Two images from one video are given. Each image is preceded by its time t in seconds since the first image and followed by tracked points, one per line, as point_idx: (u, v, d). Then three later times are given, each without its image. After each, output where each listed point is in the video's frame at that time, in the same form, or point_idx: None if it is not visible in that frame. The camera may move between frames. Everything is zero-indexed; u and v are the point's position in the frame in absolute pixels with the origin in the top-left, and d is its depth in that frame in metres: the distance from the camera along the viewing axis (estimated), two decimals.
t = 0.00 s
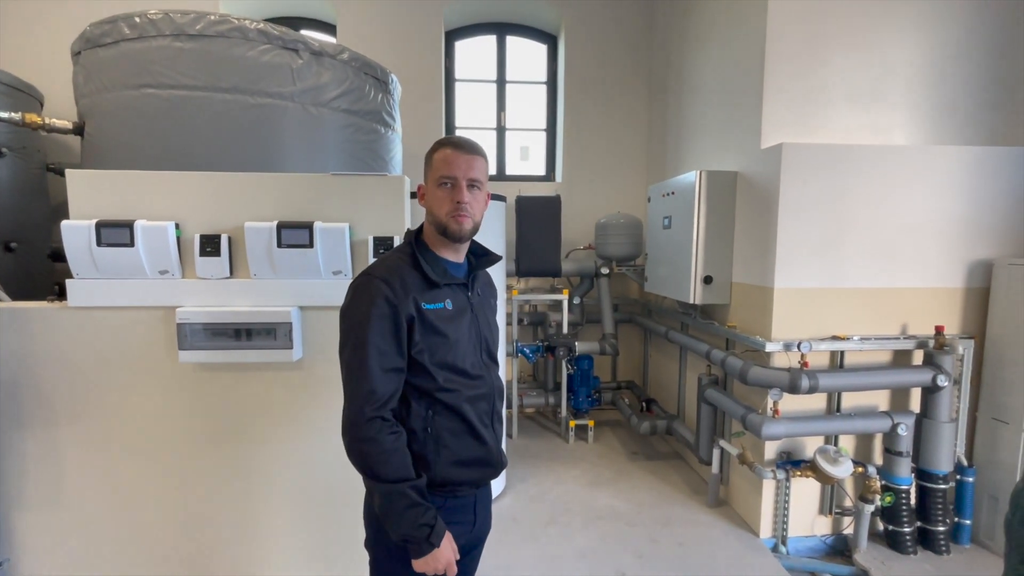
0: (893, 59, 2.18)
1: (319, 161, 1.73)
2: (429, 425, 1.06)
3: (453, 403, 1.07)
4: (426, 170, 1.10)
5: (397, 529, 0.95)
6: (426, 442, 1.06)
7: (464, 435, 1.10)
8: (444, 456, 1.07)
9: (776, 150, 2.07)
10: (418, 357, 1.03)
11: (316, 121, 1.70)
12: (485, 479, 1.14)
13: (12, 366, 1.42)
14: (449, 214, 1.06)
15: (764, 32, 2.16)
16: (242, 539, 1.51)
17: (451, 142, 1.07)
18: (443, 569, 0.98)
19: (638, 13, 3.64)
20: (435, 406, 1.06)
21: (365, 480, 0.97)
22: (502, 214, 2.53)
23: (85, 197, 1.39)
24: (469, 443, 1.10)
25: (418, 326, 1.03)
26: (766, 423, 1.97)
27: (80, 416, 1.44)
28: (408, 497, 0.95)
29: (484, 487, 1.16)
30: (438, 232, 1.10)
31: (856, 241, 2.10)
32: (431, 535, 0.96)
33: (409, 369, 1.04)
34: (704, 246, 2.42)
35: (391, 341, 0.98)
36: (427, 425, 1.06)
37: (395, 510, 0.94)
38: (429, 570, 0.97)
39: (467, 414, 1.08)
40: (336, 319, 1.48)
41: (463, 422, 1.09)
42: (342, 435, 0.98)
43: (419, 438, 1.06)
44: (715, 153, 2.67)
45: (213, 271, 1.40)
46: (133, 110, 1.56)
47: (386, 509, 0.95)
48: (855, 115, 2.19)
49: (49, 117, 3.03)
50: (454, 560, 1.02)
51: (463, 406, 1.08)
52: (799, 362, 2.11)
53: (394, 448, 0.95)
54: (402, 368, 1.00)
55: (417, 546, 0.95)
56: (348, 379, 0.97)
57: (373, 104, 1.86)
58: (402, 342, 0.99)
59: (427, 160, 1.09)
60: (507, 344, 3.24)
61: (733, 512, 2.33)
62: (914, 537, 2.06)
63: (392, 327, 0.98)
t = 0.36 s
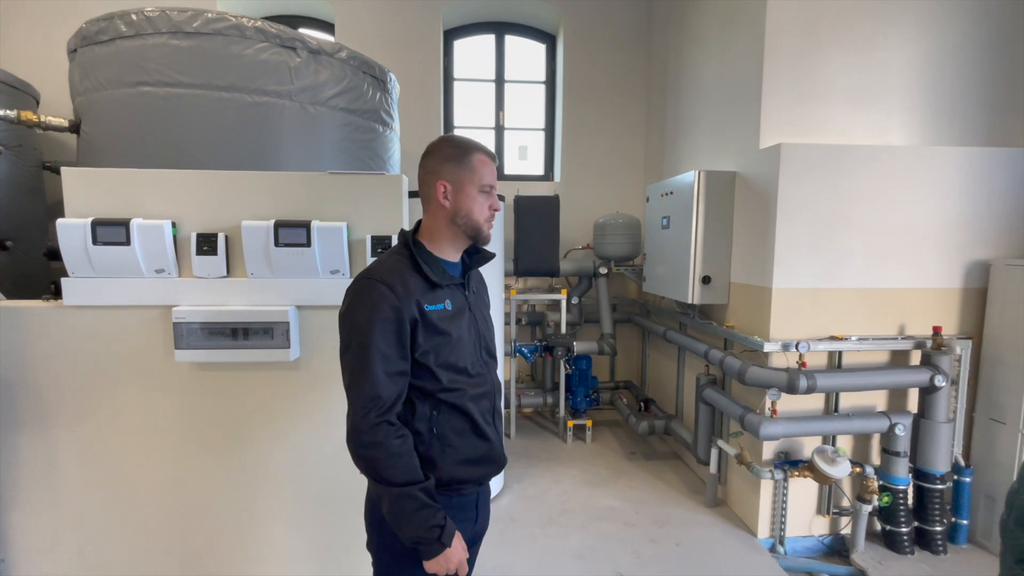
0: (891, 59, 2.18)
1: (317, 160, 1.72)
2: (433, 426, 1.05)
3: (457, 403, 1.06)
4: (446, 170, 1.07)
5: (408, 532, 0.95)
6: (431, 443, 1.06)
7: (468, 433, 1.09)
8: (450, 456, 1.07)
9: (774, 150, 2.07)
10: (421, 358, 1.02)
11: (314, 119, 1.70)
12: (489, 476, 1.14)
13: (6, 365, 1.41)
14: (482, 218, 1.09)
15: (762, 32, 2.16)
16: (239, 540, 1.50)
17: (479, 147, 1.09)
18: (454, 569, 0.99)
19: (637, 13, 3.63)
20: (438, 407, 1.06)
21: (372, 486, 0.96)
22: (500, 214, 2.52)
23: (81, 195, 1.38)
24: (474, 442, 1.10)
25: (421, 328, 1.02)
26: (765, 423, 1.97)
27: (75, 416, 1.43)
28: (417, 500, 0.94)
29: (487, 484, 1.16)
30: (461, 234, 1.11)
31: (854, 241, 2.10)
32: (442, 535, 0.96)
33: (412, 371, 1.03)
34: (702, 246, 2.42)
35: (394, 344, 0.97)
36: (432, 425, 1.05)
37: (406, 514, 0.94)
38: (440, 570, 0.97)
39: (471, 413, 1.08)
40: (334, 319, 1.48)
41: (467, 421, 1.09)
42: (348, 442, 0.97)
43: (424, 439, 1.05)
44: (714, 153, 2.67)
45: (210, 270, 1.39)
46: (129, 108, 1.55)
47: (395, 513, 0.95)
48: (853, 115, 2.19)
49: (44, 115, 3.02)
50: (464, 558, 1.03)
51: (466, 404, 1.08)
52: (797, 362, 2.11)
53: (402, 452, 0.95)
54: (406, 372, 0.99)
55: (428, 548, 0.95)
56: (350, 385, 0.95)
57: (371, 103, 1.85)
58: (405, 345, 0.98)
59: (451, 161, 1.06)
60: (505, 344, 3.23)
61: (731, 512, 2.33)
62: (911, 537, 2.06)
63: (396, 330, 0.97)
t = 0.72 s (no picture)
0: (887, 60, 2.19)
1: (312, 159, 1.71)
2: (447, 424, 1.05)
3: (469, 400, 1.06)
4: (469, 174, 1.07)
5: (428, 529, 0.94)
6: (445, 440, 1.05)
7: (479, 428, 1.09)
8: (463, 452, 1.07)
9: (770, 150, 2.07)
10: (437, 359, 1.02)
11: (309, 118, 1.68)
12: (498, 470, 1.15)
13: None
14: (497, 224, 1.13)
15: (759, 33, 2.16)
16: (235, 541, 1.49)
17: (496, 154, 1.11)
18: (472, 561, 0.99)
19: (633, 13, 3.63)
20: (452, 404, 1.05)
21: (392, 486, 0.96)
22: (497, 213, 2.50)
23: (73, 193, 1.36)
24: (485, 437, 1.10)
25: (436, 329, 1.02)
26: (761, 423, 1.97)
27: (67, 417, 1.42)
28: (437, 497, 0.94)
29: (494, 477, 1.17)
30: (473, 237, 1.12)
31: (850, 241, 2.10)
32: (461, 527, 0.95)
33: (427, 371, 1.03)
34: (699, 246, 2.42)
35: (411, 345, 0.96)
36: (445, 423, 1.05)
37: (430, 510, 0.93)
38: (459, 563, 0.97)
39: (483, 409, 1.08)
40: (329, 319, 1.47)
41: (479, 416, 1.09)
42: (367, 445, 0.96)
43: (438, 437, 1.05)
44: (710, 153, 2.67)
45: (203, 269, 1.38)
46: (122, 106, 1.53)
47: (415, 512, 0.94)
48: (849, 116, 2.20)
49: (36, 112, 2.99)
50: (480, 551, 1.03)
51: (478, 400, 1.08)
52: (792, 362, 2.11)
53: (421, 451, 0.94)
54: (422, 372, 0.98)
55: (448, 543, 0.94)
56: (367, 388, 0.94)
57: (367, 101, 1.84)
58: (422, 346, 0.98)
59: (478, 166, 1.07)
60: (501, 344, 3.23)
61: (727, 512, 2.34)
62: (905, 536, 2.07)
63: (412, 331, 0.96)
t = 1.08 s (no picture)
0: (876, 63, 2.21)
1: (303, 158, 1.69)
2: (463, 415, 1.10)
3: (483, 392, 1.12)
4: (471, 180, 1.13)
5: (461, 511, 1.00)
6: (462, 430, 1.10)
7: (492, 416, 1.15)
8: (479, 438, 1.13)
9: (761, 151, 2.08)
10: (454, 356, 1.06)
11: (300, 116, 1.67)
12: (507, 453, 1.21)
13: None
14: (498, 228, 1.19)
15: (750, 34, 2.18)
16: (224, 544, 1.47)
17: (496, 162, 1.17)
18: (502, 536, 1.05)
19: (626, 13, 3.64)
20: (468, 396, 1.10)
21: (423, 476, 1.00)
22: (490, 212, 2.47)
23: (57, 191, 1.34)
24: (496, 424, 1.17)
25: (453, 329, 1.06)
26: (751, 423, 1.98)
27: (51, 418, 1.39)
28: (467, 482, 1.00)
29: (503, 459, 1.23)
30: (476, 241, 1.18)
31: (839, 242, 2.12)
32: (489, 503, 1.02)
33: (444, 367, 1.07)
34: (690, 246, 2.43)
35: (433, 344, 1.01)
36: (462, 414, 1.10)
37: (463, 491, 0.99)
38: (490, 539, 1.03)
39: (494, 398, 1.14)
40: (319, 319, 1.46)
41: (491, 405, 1.15)
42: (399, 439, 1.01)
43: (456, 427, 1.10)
44: (702, 154, 2.68)
45: (191, 269, 1.37)
46: (108, 102, 1.51)
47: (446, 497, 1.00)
48: (838, 117, 2.22)
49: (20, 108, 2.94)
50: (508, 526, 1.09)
51: (490, 391, 1.13)
52: (782, 362, 2.13)
53: (451, 441, 0.99)
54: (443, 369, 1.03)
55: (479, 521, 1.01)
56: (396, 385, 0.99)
57: (358, 100, 1.83)
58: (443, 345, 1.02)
59: (479, 173, 1.12)
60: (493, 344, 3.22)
61: (718, 510, 2.35)
62: (893, 534, 2.09)
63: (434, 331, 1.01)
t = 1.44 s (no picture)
0: (859, 65, 2.25)
1: (287, 155, 1.66)
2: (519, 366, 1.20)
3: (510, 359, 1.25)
4: (461, 179, 1.25)
5: (586, 360, 1.09)
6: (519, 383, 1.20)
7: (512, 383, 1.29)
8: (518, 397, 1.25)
9: (747, 151, 2.10)
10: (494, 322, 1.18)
11: (284, 113, 1.64)
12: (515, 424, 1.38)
13: None
14: (492, 221, 1.30)
15: (736, 35, 2.19)
16: (204, 549, 1.44)
17: (486, 159, 1.26)
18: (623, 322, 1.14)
19: (613, 14, 3.65)
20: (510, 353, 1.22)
21: (552, 380, 1.06)
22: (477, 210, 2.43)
23: (28, 186, 1.30)
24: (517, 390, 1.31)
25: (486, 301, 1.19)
26: (737, 421, 1.99)
27: (21, 421, 1.35)
28: (576, 345, 1.08)
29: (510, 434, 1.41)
30: (471, 234, 1.30)
31: (823, 242, 2.14)
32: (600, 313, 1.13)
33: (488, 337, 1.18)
34: (677, 246, 2.44)
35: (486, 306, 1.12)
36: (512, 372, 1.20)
37: (592, 346, 1.09)
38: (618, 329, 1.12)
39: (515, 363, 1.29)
40: (301, 319, 1.43)
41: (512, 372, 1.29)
42: (522, 378, 1.03)
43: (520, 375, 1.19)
44: (688, 154, 2.70)
45: (169, 267, 1.33)
46: (84, 96, 1.47)
47: (572, 365, 1.08)
48: (822, 119, 2.25)
49: None
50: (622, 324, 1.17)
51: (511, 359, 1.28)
52: (768, 361, 2.14)
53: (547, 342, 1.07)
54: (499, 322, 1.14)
55: (603, 337, 1.11)
56: (495, 338, 1.04)
57: (343, 96, 1.79)
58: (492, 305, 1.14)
59: (468, 172, 1.24)
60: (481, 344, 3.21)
61: (704, 509, 2.36)
62: (875, 530, 2.12)
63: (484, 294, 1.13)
